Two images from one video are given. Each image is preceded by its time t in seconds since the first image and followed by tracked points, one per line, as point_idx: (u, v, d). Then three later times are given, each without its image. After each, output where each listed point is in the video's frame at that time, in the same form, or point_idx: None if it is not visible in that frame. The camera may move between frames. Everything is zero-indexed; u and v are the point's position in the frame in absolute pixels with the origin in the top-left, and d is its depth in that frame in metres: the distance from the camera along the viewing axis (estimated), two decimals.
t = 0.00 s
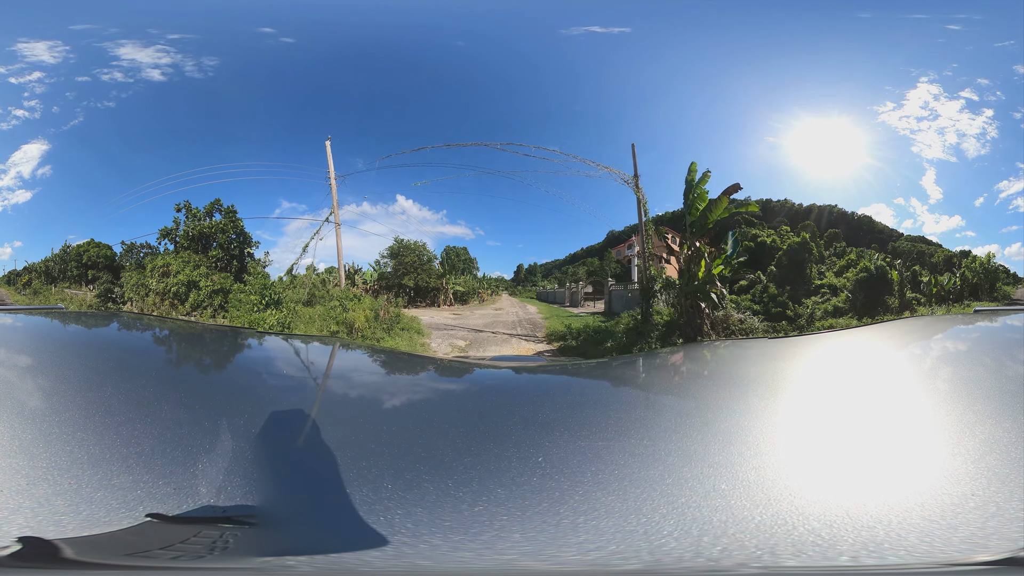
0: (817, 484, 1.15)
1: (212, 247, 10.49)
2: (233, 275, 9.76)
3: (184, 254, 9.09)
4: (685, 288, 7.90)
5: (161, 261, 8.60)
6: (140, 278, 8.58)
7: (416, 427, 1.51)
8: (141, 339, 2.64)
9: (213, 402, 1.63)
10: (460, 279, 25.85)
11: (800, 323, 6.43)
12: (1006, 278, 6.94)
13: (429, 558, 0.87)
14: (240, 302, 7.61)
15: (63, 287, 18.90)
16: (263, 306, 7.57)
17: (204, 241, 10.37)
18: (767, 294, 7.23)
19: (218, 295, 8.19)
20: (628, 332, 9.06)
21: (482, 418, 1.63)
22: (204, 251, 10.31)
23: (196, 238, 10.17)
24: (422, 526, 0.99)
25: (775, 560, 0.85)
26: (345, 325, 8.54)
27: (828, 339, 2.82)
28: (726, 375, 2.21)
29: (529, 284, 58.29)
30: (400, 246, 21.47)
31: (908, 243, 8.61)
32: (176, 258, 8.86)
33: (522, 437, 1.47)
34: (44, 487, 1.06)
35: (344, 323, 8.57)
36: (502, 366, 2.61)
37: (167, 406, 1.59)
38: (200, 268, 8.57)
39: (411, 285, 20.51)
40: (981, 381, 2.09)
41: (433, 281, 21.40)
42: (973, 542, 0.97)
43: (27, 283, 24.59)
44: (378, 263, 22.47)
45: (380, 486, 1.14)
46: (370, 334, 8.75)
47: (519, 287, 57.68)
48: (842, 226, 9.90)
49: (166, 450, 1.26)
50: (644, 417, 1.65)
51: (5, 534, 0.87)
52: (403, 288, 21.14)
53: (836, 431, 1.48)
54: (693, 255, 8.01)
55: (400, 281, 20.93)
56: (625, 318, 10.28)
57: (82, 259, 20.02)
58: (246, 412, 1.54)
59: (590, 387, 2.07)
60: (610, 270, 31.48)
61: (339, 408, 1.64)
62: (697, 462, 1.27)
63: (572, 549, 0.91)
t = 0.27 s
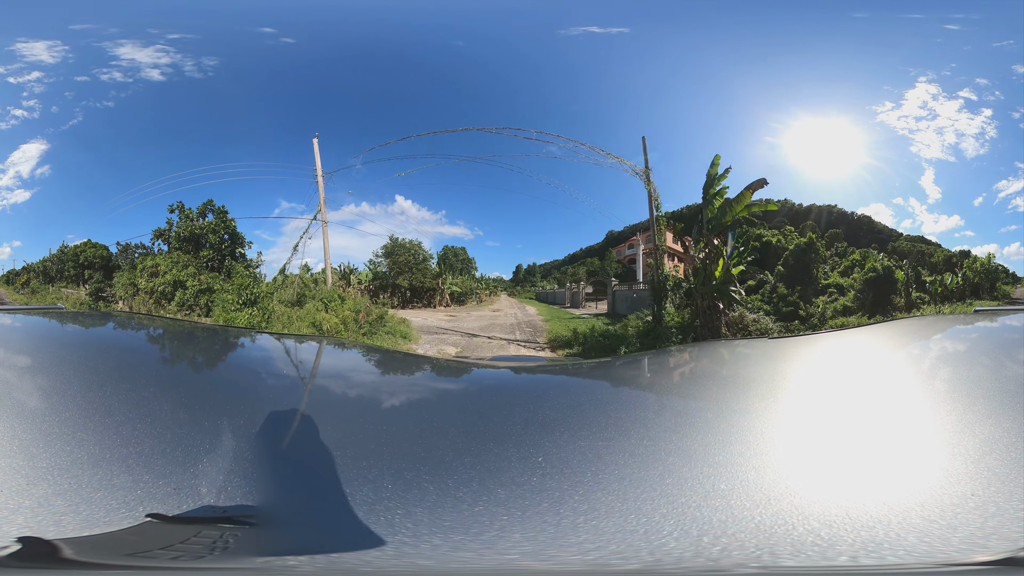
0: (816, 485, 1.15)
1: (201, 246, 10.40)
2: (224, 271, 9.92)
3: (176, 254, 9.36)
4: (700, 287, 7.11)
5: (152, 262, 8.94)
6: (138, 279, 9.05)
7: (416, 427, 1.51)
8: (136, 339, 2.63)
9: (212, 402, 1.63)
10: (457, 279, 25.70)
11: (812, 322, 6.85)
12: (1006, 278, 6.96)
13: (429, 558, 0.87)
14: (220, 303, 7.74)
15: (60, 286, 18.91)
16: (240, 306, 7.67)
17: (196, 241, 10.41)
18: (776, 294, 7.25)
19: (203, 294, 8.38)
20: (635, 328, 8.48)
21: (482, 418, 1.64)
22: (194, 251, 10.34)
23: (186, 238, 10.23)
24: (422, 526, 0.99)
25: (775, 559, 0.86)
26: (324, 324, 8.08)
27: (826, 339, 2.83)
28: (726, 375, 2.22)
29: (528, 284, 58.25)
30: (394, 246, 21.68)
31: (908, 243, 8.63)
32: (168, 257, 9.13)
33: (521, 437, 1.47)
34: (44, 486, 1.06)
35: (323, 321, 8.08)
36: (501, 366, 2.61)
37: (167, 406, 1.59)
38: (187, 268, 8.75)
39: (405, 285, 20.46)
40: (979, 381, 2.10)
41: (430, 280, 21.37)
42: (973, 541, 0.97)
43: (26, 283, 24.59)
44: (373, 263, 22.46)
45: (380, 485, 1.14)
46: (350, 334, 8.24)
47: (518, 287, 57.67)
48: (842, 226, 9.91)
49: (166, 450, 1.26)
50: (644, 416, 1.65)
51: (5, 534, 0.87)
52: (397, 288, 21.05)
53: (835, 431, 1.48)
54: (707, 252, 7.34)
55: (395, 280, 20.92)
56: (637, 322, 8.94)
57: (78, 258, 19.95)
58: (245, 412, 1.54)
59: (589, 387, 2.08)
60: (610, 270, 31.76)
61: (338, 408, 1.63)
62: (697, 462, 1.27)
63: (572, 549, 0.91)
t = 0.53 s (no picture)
0: (817, 485, 1.15)
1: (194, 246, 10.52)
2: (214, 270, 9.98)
3: (166, 253, 9.53)
4: (718, 286, 6.84)
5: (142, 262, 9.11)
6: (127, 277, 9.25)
7: (416, 426, 1.52)
8: (134, 339, 2.63)
9: (212, 402, 1.63)
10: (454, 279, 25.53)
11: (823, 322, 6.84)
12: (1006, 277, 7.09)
13: (429, 558, 0.87)
14: (201, 302, 7.93)
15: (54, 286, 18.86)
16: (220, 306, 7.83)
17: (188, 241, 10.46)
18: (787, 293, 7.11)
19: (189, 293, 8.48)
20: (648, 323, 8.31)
21: (482, 418, 1.64)
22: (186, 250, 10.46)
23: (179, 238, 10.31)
24: (422, 526, 1.00)
25: (774, 559, 0.86)
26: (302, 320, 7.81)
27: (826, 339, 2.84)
28: (726, 374, 2.22)
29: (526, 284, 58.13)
30: (388, 246, 22.16)
31: (907, 243, 8.65)
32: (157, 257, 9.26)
33: (521, 436, 1.47)
34: (44, 486, 1.06)
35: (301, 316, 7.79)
36: (501, 366, 2.61)
37: (166, 406, 1.59)
38: (176, 266, 8.88)
39: (399, 285, 20.28)
40: (978, 381, 2.11)
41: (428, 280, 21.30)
42: (974, 542, 0.97)
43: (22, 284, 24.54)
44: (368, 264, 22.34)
45: (380, 485, 1.15)
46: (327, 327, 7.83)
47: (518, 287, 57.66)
48: (842, 226, 9.91)
49: (167, 450, 1.26)
50: (644, 416, 1.66)
51: (5, 534, 0.87)
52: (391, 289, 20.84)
53: (835, 431, 1.49)
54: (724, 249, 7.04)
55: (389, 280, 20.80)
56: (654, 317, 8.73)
57: (75, 258, 19.94)
58: (245, 412, 1.54)
59: (589, 387, 2.08)
60: (610, 269, 31.76)
61: (338, 408, 1.63)
62: (696, 462, 1.27)
63: (572, 548, 0.91)
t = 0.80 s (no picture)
0: (817, 485, 1.15)
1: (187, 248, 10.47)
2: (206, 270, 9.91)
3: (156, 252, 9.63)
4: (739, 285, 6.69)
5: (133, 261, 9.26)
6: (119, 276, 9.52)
7: (416, 426, 1.52)
8: (131, 339, 2.63)
9: (211, 402, 1.62)
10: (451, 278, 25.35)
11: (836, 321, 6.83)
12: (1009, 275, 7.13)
13: (429, 558, 0.87)
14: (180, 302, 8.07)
15: (51, 285, 18.85)
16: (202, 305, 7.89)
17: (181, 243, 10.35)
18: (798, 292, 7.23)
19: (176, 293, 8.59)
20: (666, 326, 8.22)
21: (482, 417, 1.64)
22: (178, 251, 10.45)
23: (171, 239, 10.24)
24: (422, 526, 0.99)
25: (775, 559, 0.86)
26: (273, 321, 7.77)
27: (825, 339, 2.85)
28: (726, 375, 2.22)
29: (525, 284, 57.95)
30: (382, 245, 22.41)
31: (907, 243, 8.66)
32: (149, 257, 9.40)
33: (521, 437, 1.47)
34: (44, 487, 1.06)
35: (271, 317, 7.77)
36: (500, 366, 2.61)
37: (165, 407, 1.59)
38: (165, 266, 9.00)
39: (393, 285, 20.05)
40: (979, 381, 2.11)
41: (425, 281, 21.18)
42: (973, 542, 0.97)
43: (21, 283, 24.47)
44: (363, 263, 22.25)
45: (380, 486, 1.15)
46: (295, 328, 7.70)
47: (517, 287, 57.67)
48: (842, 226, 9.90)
49: (167, 450, 1.26)
50: (644, 416, 1.65)
51: (5, 534, 0.87)
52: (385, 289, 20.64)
53: (835, 431, 1.49)
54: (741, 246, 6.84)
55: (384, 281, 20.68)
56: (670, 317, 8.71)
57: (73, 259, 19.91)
58: (245, 412, 1.54)
59: (589, 387, 2.08)
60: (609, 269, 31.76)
61: (338, 408, 1.63)
62: (696, 462, 1.27)
63: (572, 549, 0.91)
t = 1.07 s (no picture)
0: (817, 485, 1.15)
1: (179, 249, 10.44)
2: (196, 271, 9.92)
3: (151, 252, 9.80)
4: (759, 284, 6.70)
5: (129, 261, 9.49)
6: (112, 275, 9.94)
7: (416, 426, 1.52)
8: (128, 339, 2.63)
9: (211, 402, 1.62)
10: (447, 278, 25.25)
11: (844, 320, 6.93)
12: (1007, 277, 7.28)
13: (428, 558, 0.87)
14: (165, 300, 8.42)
15: (49, 284, 18.93)
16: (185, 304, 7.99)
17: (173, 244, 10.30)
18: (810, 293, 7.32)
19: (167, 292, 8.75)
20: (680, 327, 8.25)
21: (482, 418, 1.64)
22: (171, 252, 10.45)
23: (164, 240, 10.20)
24: (422, 525, 0.99)
25: (775, 559, 0.86)
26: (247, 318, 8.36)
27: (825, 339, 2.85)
28: (726, 374, 2.23)
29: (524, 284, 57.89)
30: (376, 243, 22.35)
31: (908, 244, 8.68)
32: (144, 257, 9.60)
33: (521, 437, 1.47)
34: (44, 487, 1.06)
35: (246, 314, 8.29)
36: (500, 366, 2.61)
37: (165, 406, 1.59)
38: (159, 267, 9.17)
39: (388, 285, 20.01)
40: (978, 382, 2.11)
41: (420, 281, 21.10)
42: (973, 542, 0.98)
43: (19, 283, 24.57)
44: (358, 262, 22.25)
45: (380, 486, 1.15)
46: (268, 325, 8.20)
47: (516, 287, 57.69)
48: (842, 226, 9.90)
49: (167, 450, 1.26)
50: (644, 416, 1.66)
51: (5, 535, 0.87)
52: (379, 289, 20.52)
53: (834, 431, 1.49)
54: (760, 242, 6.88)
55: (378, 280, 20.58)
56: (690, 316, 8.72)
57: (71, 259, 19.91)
58: (245, 412, 1.54)
59: (589, 387, 2.08)
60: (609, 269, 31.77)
61: (339, 408, 1.63)
62: (696, 462, 1.28)
63: (572, 549, 0.91)
